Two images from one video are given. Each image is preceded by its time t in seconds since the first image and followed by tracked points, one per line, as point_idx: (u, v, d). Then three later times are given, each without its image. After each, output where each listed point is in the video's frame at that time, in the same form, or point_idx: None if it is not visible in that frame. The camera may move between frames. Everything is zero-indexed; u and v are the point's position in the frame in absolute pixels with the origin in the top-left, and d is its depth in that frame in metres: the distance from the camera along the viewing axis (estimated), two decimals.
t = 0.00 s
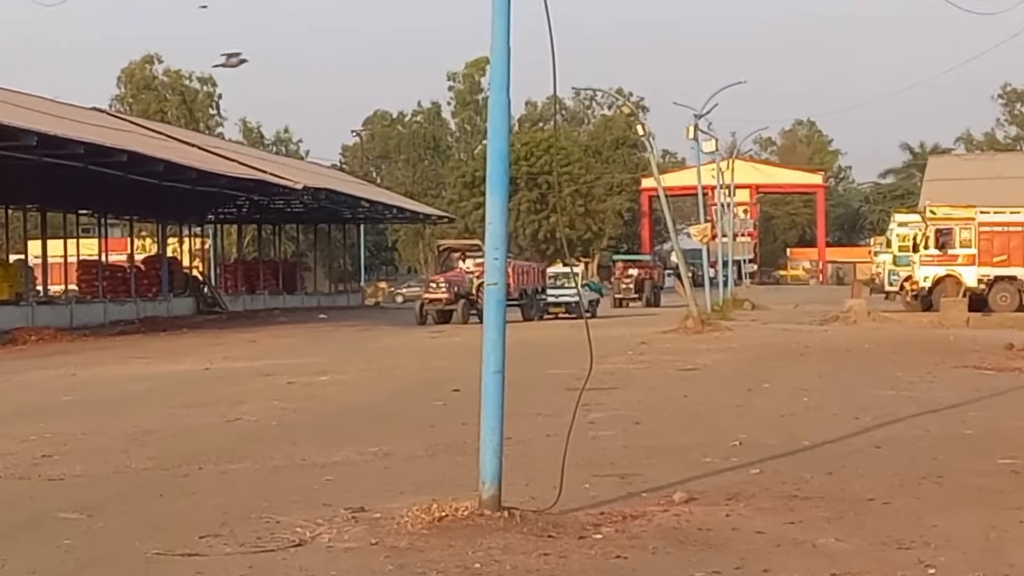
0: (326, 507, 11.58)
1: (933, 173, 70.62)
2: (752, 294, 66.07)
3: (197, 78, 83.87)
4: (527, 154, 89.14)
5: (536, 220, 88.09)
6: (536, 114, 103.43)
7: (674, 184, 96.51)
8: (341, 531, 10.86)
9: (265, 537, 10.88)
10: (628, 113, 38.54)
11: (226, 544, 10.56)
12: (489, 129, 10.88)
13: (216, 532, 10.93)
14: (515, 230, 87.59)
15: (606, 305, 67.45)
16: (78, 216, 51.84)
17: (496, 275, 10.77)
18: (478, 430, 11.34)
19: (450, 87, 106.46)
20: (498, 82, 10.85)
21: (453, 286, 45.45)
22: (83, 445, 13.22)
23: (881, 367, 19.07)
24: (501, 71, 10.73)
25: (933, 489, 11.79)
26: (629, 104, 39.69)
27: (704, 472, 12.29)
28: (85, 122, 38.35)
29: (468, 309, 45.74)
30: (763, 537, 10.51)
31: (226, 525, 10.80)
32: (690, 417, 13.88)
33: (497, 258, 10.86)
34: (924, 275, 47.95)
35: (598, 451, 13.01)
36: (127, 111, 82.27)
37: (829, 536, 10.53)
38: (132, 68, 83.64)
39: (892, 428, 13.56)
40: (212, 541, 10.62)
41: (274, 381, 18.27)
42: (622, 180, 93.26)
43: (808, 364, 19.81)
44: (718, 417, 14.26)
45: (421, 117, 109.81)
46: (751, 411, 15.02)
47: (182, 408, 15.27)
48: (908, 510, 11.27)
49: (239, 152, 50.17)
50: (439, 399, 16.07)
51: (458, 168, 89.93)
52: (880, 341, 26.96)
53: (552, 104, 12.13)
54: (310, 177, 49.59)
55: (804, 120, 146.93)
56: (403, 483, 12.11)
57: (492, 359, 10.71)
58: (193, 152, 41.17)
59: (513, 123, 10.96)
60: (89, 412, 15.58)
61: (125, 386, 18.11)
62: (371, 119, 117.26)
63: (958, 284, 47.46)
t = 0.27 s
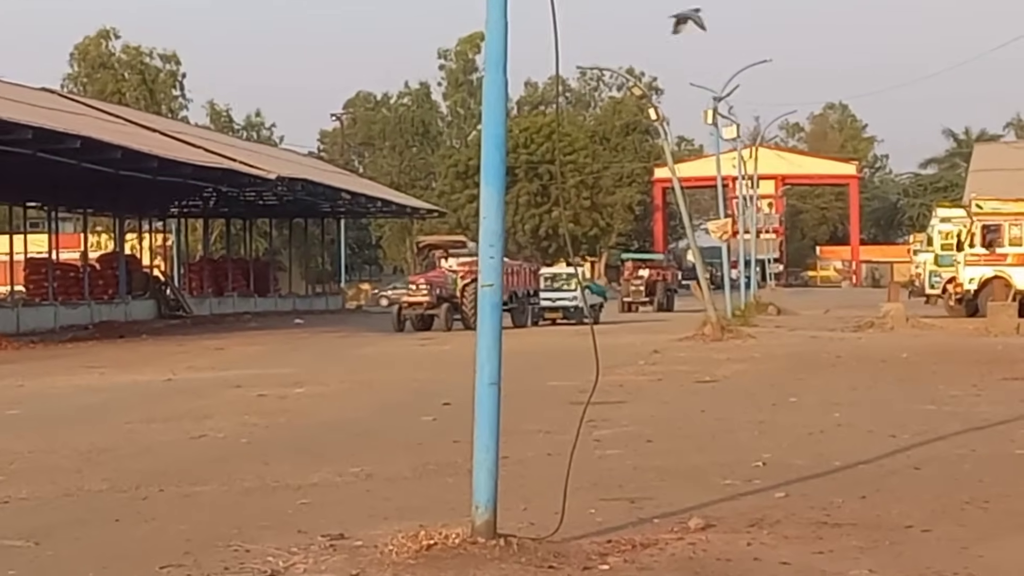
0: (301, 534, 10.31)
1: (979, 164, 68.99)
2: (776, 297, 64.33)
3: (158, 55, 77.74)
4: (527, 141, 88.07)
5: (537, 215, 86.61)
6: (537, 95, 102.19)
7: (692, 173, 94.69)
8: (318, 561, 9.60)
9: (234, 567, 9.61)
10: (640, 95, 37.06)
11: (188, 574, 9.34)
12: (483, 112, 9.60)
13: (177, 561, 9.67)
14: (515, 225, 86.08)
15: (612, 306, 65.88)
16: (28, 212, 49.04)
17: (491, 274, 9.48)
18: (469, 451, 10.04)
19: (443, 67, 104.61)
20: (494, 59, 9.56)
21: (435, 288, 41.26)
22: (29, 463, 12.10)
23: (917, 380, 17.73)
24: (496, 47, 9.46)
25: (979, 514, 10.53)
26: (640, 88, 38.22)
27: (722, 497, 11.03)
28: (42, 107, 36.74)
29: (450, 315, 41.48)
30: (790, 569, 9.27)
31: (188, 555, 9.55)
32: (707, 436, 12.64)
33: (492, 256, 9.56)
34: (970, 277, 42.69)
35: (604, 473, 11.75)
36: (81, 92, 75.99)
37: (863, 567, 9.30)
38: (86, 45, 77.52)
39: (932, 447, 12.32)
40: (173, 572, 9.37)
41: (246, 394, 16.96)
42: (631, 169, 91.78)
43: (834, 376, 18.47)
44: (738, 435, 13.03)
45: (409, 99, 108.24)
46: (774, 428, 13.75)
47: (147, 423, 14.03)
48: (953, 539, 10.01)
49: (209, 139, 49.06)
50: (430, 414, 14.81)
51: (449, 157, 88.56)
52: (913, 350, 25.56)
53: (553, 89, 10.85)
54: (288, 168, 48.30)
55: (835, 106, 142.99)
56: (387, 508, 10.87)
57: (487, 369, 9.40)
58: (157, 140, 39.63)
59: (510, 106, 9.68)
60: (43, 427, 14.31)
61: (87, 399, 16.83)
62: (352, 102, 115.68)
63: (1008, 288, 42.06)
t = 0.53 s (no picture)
0: (285, 545, 10.03)
1: (982, 165, 68.55)
2: (772, 302, 64.17)
3: (139, 52, 76.98)
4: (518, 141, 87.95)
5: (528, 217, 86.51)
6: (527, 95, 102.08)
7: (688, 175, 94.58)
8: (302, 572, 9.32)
9: None
10: (634, 95, 36.85)
11: None
12: (474, 111, 9.29)
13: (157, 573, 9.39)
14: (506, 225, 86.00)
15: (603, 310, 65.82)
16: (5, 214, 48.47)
17: (481, 279, 9.18)
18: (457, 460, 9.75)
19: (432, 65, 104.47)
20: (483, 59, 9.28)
21: (414, 293, 40.59)
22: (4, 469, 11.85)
23: (915, 386, 17.44)
24: (486, 46, 9.16)
25: (981, 525, 10.26)
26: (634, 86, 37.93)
27: (717, 507, 10.76)
28: (22, 107, 36.35)
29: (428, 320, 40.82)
30: None
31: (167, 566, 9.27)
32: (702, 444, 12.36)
33: (482, 260, 9.26)
34: (972, 282, 42.43)
35: (596, 482, 11.49)
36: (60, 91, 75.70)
37: None
38: (66, 41, 77.19)
39: (933, 456, 12.07)
40: None
41: (228, 401, 16.66)
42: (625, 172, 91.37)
43: (832, 383, 18.22)
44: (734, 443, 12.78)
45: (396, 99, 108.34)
46: (768, 435, 13.48)
47: (128, 431, 13.74)
48: (955, 550, 9.75)
49: (192, 139, 48.86)
50: (418, 422, 14.54)
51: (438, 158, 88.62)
52: (911, 357, 25.34)
53: (545, 89, 10.57)
54: (272, 169, 48.09)
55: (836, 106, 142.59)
56: (375, 518, 10.60)
57: (475, 377, 9.12)
58: (138, 140, 39.28)
59: (500, 106, 9.38)
60: (19, 434, 14.01)
61: (69, 405, 16.54)
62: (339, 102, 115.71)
63: (1011, 292, 41.68)
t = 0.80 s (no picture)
0: (279, 554, 9.84)
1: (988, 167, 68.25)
2: (775, 306, 63.92)
3: (130, 52, 76.66)
4: (516, 143, 87.70)
5: (525, 220, 86.29)
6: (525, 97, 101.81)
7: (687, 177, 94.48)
8: None
9: None
10: (634, 95, 36.64)
11: None
12: (471, 112, 9.11)
13: None
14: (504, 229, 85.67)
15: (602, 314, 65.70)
16: None
17: (479, 282, 8.98)
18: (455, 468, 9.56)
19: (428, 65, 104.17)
20: (481, 58, 9.08)
21: (400, 297, 40.14)
22: None
23: (918, 392, 17.21)
24: (482, 44, 8.97)
25: (988, 533, 10.08)
26: (634, 86, 37.67)
27: (718, 514, 10.59)
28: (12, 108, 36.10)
29: (415, 325, 40.40)
30: None
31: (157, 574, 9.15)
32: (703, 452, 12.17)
33: (479, 263, 9.04)
34: (978, 286, 42.26)
35: (596, 488, 11.32)
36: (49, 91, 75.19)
37: None
38: (55, 41, 76.62)
39: (939, 462, 11.89)
40: None
41: (221, 407, 16.45)
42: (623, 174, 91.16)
43: (834, 389, 18.03)
44: (736, 449, 12.59)
45: (391, 99, 108.00)
46: (771, 439, 13.28)
47: (120, 437, 13.54)
48: (961, 558, 9.57)
49: (184, 140, 48.65)
50: (414, 429, 14.35)
51: (434, 160, 88.50)
52: (913, 362, 25.16)
53: (544, 90, 10.38)
54: (265, 170, 47.92)
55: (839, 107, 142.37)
56: (371, 526, 10.43)
57: (471, 384, 8.91)
58: (130, 141, 39.02)
59: (498, 105, 9.18)
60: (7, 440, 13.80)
61: (60, 411, 16.33)
62: (334, 101, 115.53)
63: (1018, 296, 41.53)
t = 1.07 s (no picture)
0: (276, 561, 9.70)
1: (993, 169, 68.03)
2: (777, 310, 63.87)
3: (124, 54, 76.91)
4: (515, 145, 87.70)
5: (524, 224, 86.37)
6: (525, 98, 101.88)
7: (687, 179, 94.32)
8: None
9: None
10: (636, 95, 36.47)
11: None
12: (470, 113, 8.97)
13: None
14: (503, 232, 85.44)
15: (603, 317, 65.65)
16: None
17: (477, 286, 8.84)
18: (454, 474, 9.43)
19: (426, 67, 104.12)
20: (480, 59, 8.94)
21: (387, 301, 39.95)
22: None
23: (923, 397, 17.08)
24: (482, 45, 8.84)
25: (995, 539, 9.95)
26: (635, 88, 37.52)
27: (721, 520, 10.47)
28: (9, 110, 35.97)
29: (402, 330, 40.08)
30: None
31: None
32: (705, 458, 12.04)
33: (479, 266, 8.91)
34: (983, 289, 42.21)
35: (597, 494, 11.21)
36: (42, 93, 75.28)
37: None
38: (48, 42, 76.54)
39: (944, 467, 11.77)
40: None
41: (216, 413, 16.31)
42: (626, 174, 91.72)
43: (838, 394, 17.90)
44: (739, 455, 12.47)
45: (389, 101, 107.91)
46: (774, 444, 13.16)
47: (116, 443, 13.41)
48: (966, 565, 9.45)
49: (178, 142, 48.56)
50: (414, 434, 14.22)
51: (433, 162, 88.61)
52: (917, 366, 25.02)
53: (543, 90, 10.24)
54: (260, 172, 47.86)
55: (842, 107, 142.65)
56: (370, 532, 10.29)
57: (471, 389, 8.76)
58: (126, 144, 38.89)
59: (498, 107, 9.05)
60: None
61: (56, 417, 16.19)
62: (330, 104, 115.51)
63: None
